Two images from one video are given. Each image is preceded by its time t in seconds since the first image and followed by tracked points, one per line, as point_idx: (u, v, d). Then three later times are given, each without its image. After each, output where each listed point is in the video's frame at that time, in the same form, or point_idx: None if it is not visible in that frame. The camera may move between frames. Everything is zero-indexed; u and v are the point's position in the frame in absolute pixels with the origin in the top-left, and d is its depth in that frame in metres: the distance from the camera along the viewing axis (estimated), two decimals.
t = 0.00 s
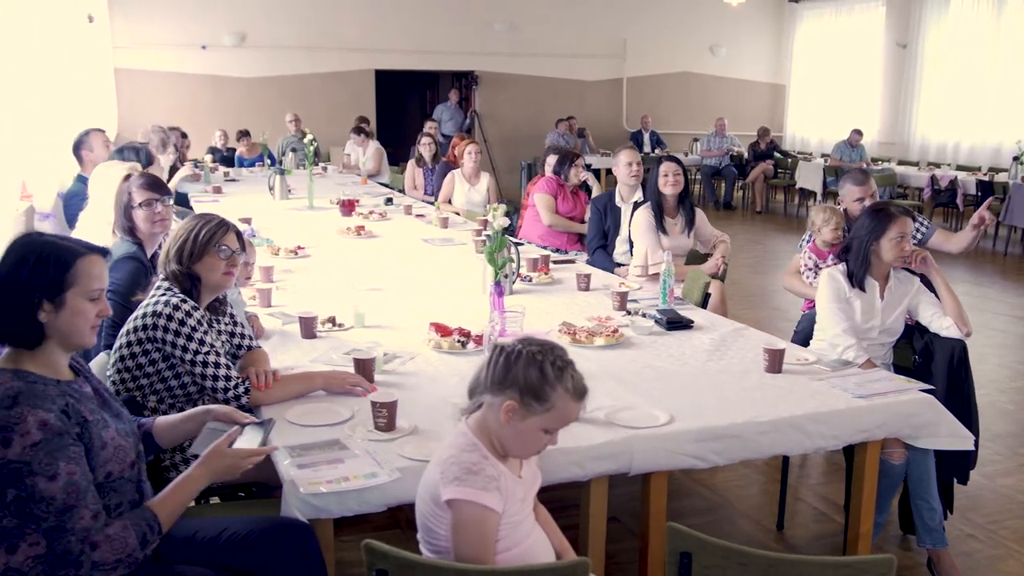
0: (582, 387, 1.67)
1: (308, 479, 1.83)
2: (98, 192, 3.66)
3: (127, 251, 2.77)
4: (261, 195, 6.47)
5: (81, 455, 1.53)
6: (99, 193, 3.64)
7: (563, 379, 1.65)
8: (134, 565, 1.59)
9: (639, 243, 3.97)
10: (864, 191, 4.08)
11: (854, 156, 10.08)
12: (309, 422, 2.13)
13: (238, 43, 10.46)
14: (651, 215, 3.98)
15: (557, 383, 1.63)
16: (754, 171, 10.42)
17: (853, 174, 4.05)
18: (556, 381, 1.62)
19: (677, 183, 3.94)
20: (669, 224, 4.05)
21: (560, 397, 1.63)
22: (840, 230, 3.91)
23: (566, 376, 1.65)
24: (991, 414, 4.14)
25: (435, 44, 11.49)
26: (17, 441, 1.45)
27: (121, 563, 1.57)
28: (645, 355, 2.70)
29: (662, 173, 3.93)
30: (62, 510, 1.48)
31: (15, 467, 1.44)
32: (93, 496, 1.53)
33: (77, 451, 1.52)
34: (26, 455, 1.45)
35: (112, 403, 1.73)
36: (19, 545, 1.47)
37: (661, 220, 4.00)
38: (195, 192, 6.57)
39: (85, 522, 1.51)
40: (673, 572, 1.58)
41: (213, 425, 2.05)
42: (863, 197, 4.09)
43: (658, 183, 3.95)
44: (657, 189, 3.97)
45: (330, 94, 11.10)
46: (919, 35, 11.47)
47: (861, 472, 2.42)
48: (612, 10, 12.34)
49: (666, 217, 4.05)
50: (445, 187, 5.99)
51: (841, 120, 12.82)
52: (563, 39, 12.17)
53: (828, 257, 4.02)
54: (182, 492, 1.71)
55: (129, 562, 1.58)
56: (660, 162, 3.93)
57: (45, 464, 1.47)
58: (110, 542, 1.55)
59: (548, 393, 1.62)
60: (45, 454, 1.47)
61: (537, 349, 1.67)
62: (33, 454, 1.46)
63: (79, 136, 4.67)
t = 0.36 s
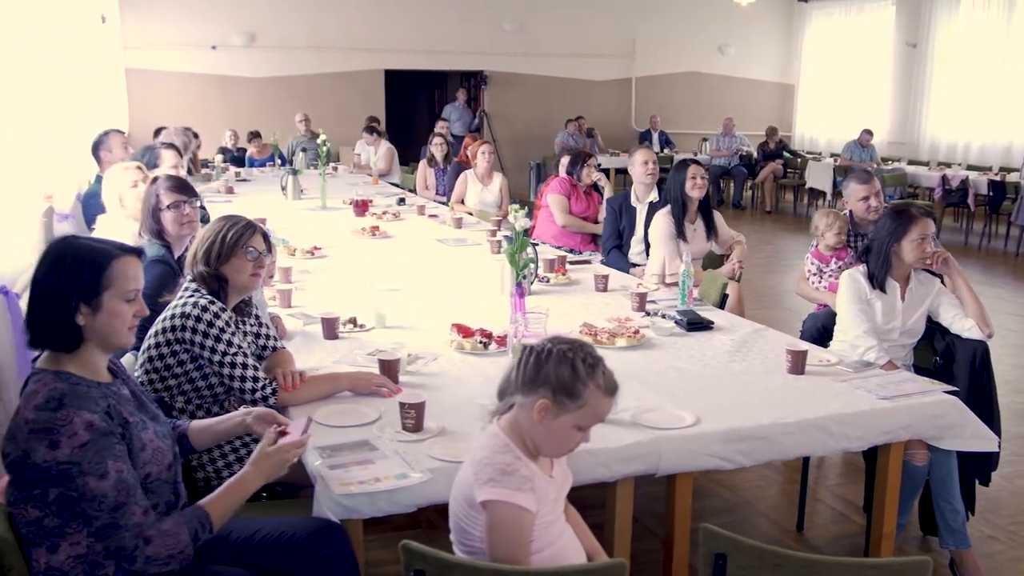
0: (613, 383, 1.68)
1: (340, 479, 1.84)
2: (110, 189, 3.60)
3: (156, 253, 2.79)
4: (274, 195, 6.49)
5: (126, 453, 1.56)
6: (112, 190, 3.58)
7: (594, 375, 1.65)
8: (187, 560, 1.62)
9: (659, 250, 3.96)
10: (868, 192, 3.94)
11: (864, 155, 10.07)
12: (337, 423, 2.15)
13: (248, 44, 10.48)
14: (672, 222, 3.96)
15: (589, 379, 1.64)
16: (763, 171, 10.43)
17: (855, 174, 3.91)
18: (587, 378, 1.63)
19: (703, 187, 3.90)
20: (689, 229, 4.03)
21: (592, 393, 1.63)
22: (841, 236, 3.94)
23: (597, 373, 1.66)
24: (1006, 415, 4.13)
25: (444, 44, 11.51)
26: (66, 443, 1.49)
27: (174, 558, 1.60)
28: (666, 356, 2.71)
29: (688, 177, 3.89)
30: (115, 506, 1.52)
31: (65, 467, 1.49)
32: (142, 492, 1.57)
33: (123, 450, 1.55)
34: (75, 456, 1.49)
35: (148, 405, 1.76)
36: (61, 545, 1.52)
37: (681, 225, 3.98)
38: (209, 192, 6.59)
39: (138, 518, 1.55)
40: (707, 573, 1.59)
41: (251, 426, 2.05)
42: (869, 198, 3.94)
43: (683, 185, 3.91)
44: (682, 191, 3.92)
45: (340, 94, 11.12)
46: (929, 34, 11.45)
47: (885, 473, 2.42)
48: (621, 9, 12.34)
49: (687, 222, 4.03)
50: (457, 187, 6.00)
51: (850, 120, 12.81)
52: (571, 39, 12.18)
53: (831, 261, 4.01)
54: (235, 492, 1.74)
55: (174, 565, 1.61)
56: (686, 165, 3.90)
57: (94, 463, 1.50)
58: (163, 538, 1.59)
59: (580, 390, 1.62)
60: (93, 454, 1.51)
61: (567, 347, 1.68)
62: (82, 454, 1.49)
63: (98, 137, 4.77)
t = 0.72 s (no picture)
0: (652, 378, 1.70)
1: (388, 478, 1.87)
2: (157, 190, 3.72)
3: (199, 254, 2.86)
4: (304, 197, 6.54)
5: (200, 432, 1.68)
6: (158, 191, 3.68)
7: (633, 370, 1.67)
8: (291, 515, 1.79)
9: (694, 254, 3.96)
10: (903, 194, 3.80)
11: (892, 156, 10.00)
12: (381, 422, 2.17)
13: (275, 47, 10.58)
14: (707, 228, 3.96)
15: (629, 374, 1.66)
16: (790, 172, 10.39)
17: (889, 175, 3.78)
18: (627, 372, 1.65)
19: (740, 193, 3.92)
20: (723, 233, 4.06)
21: (632, 387, 1.65)
22: (867, 240, 3.92)
23: (637, 368, 1.67)
24: None
25: (469, 46, 11.56)
26: (146, 432, 1.60)
27: (276, 514, 1.77)
28: (703, 357, 2.71)
29: (724, 182, 3.91)
30: (213, 475, 1.66)
31: (154, 452, 1.60)
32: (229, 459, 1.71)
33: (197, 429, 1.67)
34: (160, 440, 1.60)
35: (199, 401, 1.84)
36: (121, 539, 1.63)
37: (716, 229, 3.98)
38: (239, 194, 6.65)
39: (236, 480, 1.70)
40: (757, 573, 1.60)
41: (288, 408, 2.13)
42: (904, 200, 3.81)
43: (720, 189, 3.92)
44: (720, 194, 3.93)
45: (365, 97, 11.18)
46: (958, 34, 11.36)
47: (926, 475, 2.41)
48: (645, 10, 12.33)
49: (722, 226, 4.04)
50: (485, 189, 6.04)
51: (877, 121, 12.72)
52: (596, 40, 12.17)
53: (861, 264, 3.99)
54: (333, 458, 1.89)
55: (204, 564, 1.70)
56: (723, 168, 3.90)
57: (181, 441, 1.62)
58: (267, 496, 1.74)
59: (620, 384, 1.64)
60: (177, 434, 1.62)
61: (605, 344, 1.70)
62: (167, 438, 1.61)
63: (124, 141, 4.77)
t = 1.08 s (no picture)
0: (688, 376, 1.70)
1: (424, 475, 1.89)
2: (190, 189, 3.78)
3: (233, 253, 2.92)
4: (326, 196, 6.58)
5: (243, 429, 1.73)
6: (191, 191, 3.74)
7: (668, 369, 1.67)
8: (330, 509, 1.82)
9: (718, 254, 3.95)
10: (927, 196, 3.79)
11: (912, 155, 9.96)
12: (414, 420, 2.19)
13: (295, 46, 10.65)
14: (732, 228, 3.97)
15: (664, 374, 1.66)
16: (809, 172, 10.36)
17: (914, 178, 3.75)
18: (663, 372, 1.65)
19: (766, 194, 3.94)
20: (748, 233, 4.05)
21: (667, 387, 1.65)
22: (894, 239, 3.94)
23: (672, 366, 1.67)
24: None
25: (488, 45, 11.59)
26: (195, 429, 1.64)
27: (317, 507, 1.80)
28: (731, 357, 2.72)
29: (751, 183, 3.92)
30: (260, 469, 1.70)
31: (203, 449, 1.64)
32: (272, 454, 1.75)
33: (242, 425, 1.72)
34: (209, 437, 1.65)
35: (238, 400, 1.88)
36: (166, 534, 1.65)
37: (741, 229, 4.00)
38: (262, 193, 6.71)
39: (279, 475, 1.75)
40: (796, 571, 1.62)
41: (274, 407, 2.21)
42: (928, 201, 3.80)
43: (747, 190, 3.94)
44: (745, 194, 3.95)
45: (385, 96, 11.23)
46: (979, 33, 11.29)
47: (955, 474, 2.41)
48: (664, 9, 12.31)
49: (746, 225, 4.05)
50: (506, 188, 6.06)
51: (896, 120, 12.67)
52: (614, 39, 12.17)
53: (888, 264, 4.00)
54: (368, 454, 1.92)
55: (243, 561, 1.72)
56: (751, 169, 3.90)
57: (229, 438, 1.66)
58: (310, 489, 1.79)
59: (656, 384, 1.64)
60: (225, 431, 1.67)
61: (641, 343, 1.70)
62: (215, 434, 1.65)
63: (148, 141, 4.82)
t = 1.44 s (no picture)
0: (706, 379, 1.69)
1: (438, 476, 1.89)
2: (197, 188, 3.78)
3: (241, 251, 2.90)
4: (330, 195, 6.58)
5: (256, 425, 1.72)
6: (199, 190, 3.74)
7: (687, 371, 1.67)
8: (341, 506, 1.82)
9: (724, 253, 3.95)
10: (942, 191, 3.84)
11: (916, 153, 9.95)
12: (426, 420, 2.18)
13: (297, 45, 10.64)
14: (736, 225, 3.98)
15: (682, 376, 1.65)
16: (812, 170, 10.35)
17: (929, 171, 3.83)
18: (681, 375, 1.64)
19: (772, 191, 3.94)
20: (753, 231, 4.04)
21: (685, 389, 1.65)
22: (906, 239, 3.91)
23: (690, 369, 1.67)
24: None
25: (491, 43, 11.58)
26: (208, 426, 1.63)
27: (328, 503, 1.79)
28: (741, 356, 2.72)
29: (756, 180, 3.91)
30: (272, 465, 1.69)
31: (216, 445, 1.63)
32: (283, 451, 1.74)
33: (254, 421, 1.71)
34: (222, 433, 1.64)
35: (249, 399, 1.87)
36: (180, 533, 1.64)
37: (747, 228, 4.00)
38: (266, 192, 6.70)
39: (291, 472, 1.74)
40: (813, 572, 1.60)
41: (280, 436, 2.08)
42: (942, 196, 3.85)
43: (753, 188, 3.92)
44: (751, 192, 3.94)
45: (388, 94, 11.22)
46: (982, 31, 11.28)
47: (968, 475, 2.40)
48: (667, 7, 12.30)
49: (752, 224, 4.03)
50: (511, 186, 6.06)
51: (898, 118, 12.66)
52: (617, 37, 12.15)
53: (897, 263, 3.97)
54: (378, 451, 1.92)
55: (258, 562, 1.71)
56: (756, 167, 3.90)
57: (241, 434, 1.65)
58: (320, 485, 1.79)
59: (674, 387, 1.64)
60: (237, 427, 1.66)
61: (659, 345, 1.69)
62: (228, 430, 1.64)
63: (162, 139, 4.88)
